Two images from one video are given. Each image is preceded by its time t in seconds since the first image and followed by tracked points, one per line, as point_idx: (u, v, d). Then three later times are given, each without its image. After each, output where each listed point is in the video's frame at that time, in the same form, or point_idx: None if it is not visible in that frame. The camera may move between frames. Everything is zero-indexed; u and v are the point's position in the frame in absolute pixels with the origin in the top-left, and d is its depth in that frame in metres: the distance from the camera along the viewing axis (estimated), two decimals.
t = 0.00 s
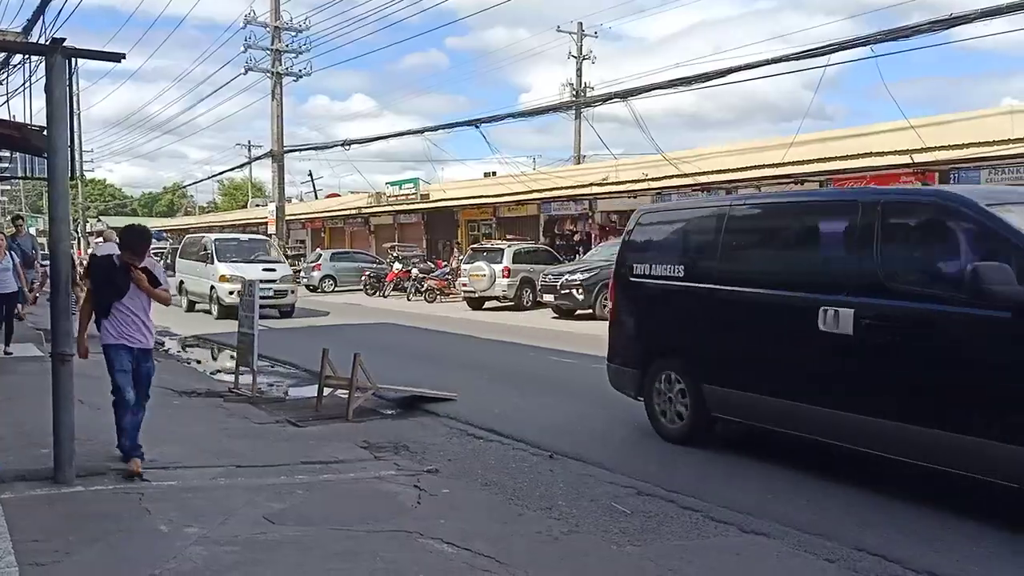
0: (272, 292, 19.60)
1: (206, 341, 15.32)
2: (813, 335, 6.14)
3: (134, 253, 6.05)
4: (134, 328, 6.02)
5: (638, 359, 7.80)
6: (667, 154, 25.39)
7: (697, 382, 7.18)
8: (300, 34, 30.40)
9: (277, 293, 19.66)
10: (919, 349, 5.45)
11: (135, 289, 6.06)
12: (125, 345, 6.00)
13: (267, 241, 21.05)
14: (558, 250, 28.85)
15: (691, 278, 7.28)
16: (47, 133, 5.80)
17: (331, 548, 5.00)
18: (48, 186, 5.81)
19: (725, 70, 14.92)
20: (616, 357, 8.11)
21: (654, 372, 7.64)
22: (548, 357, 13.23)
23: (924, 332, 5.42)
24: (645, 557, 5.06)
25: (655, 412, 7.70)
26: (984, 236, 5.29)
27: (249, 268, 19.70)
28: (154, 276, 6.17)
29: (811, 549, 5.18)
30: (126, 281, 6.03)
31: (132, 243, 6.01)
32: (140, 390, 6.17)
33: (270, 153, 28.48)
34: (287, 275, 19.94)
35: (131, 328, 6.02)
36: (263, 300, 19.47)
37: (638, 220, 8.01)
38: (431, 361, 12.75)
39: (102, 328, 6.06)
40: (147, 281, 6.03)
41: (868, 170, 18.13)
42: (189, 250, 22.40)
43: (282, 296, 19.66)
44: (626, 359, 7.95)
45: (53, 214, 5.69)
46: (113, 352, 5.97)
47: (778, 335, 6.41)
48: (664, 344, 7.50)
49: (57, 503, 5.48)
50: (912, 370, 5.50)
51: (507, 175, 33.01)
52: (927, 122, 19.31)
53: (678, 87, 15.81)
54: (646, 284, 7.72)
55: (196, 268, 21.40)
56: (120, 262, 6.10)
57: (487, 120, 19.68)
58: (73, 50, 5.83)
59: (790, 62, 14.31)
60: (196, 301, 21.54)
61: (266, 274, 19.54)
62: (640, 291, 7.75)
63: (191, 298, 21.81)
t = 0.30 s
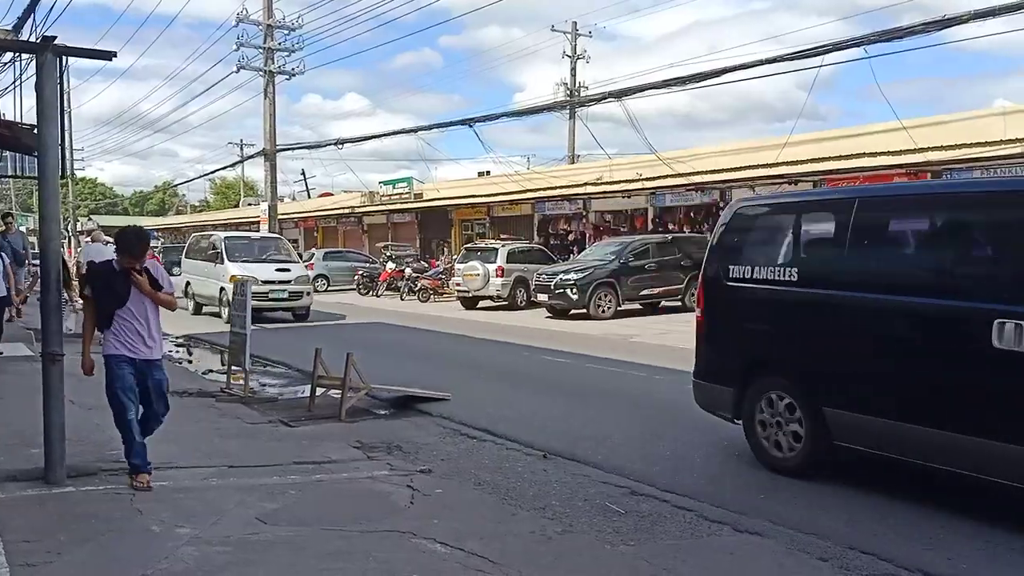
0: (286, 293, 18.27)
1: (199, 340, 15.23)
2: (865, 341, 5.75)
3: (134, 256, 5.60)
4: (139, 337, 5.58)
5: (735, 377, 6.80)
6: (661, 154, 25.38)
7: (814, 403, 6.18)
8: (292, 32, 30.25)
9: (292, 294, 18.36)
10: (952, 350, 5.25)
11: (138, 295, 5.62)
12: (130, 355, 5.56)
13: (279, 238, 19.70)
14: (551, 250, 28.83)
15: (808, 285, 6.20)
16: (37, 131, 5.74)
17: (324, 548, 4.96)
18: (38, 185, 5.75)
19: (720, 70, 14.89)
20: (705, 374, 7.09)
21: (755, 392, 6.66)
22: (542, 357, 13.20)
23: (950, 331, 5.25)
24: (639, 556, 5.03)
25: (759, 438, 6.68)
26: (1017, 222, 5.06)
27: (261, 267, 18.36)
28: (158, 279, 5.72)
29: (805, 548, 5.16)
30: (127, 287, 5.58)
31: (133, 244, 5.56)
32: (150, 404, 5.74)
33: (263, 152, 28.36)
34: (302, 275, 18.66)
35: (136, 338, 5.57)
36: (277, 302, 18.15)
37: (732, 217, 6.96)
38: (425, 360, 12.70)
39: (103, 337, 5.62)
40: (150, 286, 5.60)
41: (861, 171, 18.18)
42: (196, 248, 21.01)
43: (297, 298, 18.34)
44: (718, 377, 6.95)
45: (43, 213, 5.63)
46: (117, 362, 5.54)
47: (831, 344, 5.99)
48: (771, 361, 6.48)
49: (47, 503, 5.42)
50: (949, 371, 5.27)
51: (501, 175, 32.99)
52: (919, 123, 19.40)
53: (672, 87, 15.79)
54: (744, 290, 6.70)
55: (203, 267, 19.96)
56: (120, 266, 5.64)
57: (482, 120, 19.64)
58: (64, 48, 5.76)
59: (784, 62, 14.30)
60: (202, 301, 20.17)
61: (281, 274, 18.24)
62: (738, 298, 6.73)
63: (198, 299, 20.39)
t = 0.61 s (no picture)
0: (305, 300, 17.00)
1: (193, 344, 15.21)
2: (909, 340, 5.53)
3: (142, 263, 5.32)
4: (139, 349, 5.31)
5: (872, 403, 5.81)
6: (654, 157, 25.38)
7: (984, 437, 5.18)
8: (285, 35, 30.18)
9: (311, 302, 17.09)
10: (1005, 352, 5.02)
11: (142, 304, 5.36)
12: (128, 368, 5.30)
13: (297, 240, 18.39)
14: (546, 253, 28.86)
15: (967, 295, 5.26)
16: (31, 134, 5.74)
17: (317, 552, 4.95)
18: (30, 187, 5.75)
19: (714, 73, 14.92)
20: (831, 401, 6.07)
21: (896, 422, 5.67)
22: (537, 359, 13.21)
23: (1001, 332, 5.03)
24: (633, 558, 5.04)
25: (909, 483, 5.65)
26: (1021, 223, 5.05)
27: (278, 272, 17.07)
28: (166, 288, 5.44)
29: (796, 550, 5.17)
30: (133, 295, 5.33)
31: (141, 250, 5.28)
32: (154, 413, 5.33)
33: (257, 155, 28.31)
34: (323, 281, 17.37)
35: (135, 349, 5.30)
36: (296, 309, 16.89)
37: (855, 221, 6.04)
38: (419, 363, 12.71)
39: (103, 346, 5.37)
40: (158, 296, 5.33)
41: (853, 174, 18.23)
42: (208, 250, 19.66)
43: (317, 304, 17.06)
44: (849, 403, 5.95)
45: (36, 216, 5.63)
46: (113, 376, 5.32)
47: (895, 347, 5.63)
48: (920, 385, 5.50)
49: (40, 509, 5.41)
50: (961, 371, 5.26)
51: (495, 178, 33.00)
52: (909, 126, 19.45)
53: (664, 91, 15.82)
54: (887, 303, 5.70)
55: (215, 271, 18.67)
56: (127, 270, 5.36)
57: (475, 123, 19.64)
58: (56, 51, 5.76)
59: (776, 66, 14.34)
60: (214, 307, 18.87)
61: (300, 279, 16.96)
62: (871, 313, 5.78)
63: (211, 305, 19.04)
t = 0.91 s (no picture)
0: (330, 307, 15.89)
1: (190, 348, 15.17)
2: None
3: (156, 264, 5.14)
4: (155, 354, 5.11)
5: None
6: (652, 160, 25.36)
7: None
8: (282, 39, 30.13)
9: (336, 309, 15.99)
10: None
11: (156, 307, 5.16)
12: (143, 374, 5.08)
13: (317, 242, 17.17)
14: (543, 256, 28.82)
15: None
16: (26, 138, 5.71)
17: (313, 556, 4.92)
18: (25, 192, 5.71)
19: (710, 77, 14.93)
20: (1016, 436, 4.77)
21: None
22: (534, 362, 13.18)
23: None
24: (631, 562, 5.02)
25: None
26: None
27: (299, 277, 15.94)
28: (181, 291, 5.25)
29: (795, 553, 5.14)
30: (146, 298, 5.12)
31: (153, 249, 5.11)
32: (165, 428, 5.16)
33: (254, 159, 28.25)
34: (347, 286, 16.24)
35: (150, 354, 5.10)
36: (319, 316, 15.79)
37: None
38: (417, 367, 12.68)
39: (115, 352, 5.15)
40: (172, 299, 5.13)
41: (850, 177, 18.23)
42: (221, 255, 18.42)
43: (341, 311, 15.96)
44: None
45: (32, 221, 5.60)
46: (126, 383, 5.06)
47: None
48: None
49: (35, 514, 5.37)
50: None
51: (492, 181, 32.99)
52: (906, 129, 19.43)
53: (661, 94, 15.82)
54: None
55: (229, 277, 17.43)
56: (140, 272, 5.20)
57: (472, 127, 19.62)
58: (52, 55, 5.73)
59: (772, 70, 14.34)
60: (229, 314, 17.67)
61: (324, 285, 15.83)
62: None
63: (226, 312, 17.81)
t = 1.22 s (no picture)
0: (367, 313, 14.81)
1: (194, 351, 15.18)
2: None
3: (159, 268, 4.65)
4: (170, 370, 4.63)
5: None
6: (654, 161, 25.36)
7: None
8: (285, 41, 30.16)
9: (373, 315, 14.90)
10: None
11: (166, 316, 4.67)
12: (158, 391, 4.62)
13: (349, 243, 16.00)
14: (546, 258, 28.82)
15: None
16: (30, 141, 5.72)
17: (316, 559, 4.92)
18: (29, 194, 5.73)
19: (712, 79, 14.92)
20: None
21: None
22: (537, 364, 13.18)
23: None
24: (636, 563, 5.02)
25: None
26: None
27: (333, 280, 14.84)
28: (191, 297, 4.75)
29: (798, 554, 5.14)
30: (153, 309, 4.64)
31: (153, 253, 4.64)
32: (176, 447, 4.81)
33: (257, 161, 28.26)
34: (385, 291, 15.15)
35: (165, 370, 4.63)
36: (356, 323, 14.71)
37: None
38: (421, 369, 12.69)
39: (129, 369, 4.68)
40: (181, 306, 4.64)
41: (853, 178, 18.22)
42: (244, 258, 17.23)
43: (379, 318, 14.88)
44: None
45: (36, 224, 5.61)
46: (143, 398, 4.59)
47: None
48: None
49: (38, 517, 5.38)
50: None
51: (494, 183, 33.01)
52: (910, 130, 19.37)
53: (663, 96, 15.82)
54: None
55: (255, 280, 16.23)
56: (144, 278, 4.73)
57: (475, 129, 19.63)
58: (56, 57, 5.74)
59: (775, 71, 14.33)
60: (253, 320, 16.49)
61: (361, 289, 14.76)
62: None
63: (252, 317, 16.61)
